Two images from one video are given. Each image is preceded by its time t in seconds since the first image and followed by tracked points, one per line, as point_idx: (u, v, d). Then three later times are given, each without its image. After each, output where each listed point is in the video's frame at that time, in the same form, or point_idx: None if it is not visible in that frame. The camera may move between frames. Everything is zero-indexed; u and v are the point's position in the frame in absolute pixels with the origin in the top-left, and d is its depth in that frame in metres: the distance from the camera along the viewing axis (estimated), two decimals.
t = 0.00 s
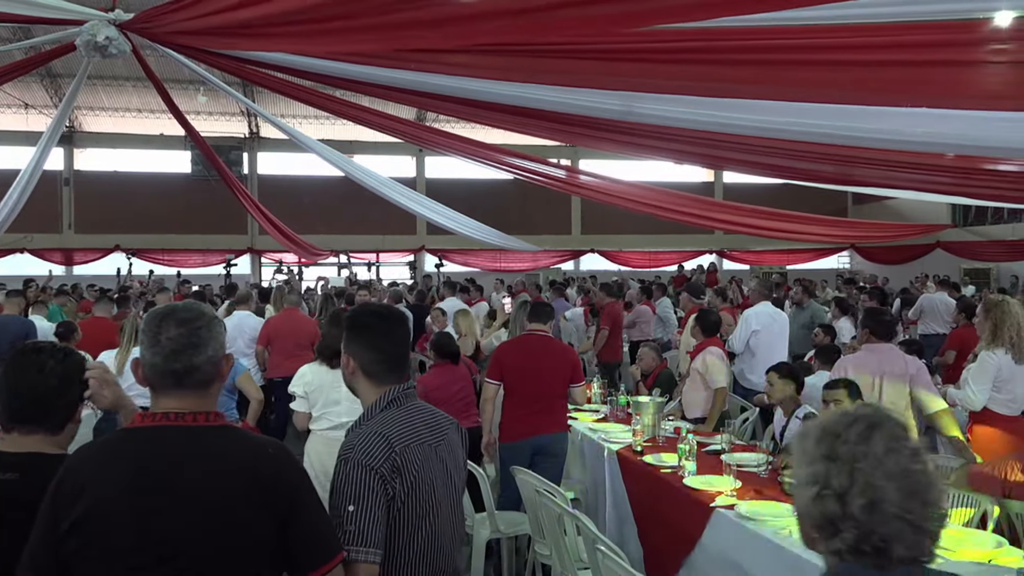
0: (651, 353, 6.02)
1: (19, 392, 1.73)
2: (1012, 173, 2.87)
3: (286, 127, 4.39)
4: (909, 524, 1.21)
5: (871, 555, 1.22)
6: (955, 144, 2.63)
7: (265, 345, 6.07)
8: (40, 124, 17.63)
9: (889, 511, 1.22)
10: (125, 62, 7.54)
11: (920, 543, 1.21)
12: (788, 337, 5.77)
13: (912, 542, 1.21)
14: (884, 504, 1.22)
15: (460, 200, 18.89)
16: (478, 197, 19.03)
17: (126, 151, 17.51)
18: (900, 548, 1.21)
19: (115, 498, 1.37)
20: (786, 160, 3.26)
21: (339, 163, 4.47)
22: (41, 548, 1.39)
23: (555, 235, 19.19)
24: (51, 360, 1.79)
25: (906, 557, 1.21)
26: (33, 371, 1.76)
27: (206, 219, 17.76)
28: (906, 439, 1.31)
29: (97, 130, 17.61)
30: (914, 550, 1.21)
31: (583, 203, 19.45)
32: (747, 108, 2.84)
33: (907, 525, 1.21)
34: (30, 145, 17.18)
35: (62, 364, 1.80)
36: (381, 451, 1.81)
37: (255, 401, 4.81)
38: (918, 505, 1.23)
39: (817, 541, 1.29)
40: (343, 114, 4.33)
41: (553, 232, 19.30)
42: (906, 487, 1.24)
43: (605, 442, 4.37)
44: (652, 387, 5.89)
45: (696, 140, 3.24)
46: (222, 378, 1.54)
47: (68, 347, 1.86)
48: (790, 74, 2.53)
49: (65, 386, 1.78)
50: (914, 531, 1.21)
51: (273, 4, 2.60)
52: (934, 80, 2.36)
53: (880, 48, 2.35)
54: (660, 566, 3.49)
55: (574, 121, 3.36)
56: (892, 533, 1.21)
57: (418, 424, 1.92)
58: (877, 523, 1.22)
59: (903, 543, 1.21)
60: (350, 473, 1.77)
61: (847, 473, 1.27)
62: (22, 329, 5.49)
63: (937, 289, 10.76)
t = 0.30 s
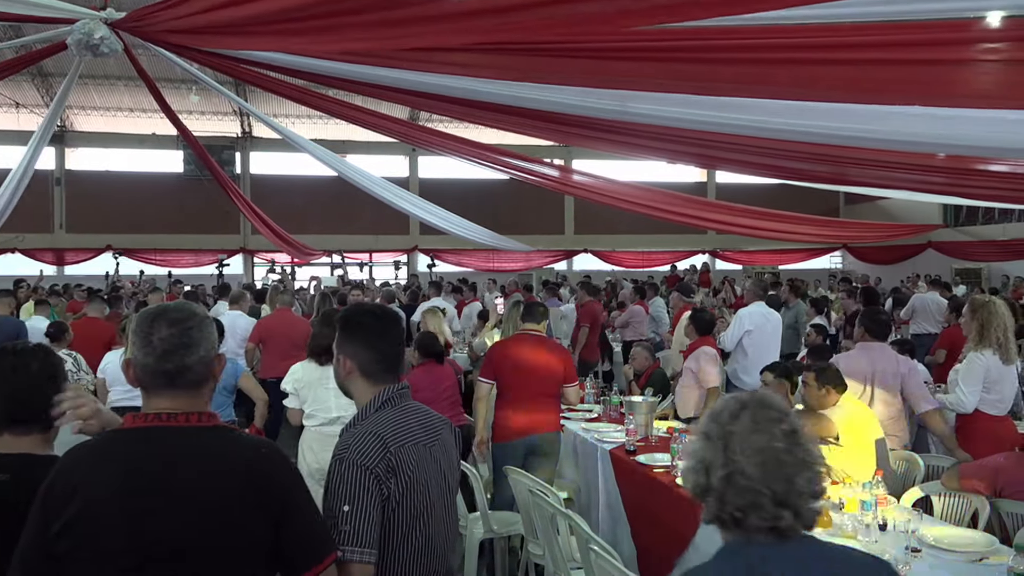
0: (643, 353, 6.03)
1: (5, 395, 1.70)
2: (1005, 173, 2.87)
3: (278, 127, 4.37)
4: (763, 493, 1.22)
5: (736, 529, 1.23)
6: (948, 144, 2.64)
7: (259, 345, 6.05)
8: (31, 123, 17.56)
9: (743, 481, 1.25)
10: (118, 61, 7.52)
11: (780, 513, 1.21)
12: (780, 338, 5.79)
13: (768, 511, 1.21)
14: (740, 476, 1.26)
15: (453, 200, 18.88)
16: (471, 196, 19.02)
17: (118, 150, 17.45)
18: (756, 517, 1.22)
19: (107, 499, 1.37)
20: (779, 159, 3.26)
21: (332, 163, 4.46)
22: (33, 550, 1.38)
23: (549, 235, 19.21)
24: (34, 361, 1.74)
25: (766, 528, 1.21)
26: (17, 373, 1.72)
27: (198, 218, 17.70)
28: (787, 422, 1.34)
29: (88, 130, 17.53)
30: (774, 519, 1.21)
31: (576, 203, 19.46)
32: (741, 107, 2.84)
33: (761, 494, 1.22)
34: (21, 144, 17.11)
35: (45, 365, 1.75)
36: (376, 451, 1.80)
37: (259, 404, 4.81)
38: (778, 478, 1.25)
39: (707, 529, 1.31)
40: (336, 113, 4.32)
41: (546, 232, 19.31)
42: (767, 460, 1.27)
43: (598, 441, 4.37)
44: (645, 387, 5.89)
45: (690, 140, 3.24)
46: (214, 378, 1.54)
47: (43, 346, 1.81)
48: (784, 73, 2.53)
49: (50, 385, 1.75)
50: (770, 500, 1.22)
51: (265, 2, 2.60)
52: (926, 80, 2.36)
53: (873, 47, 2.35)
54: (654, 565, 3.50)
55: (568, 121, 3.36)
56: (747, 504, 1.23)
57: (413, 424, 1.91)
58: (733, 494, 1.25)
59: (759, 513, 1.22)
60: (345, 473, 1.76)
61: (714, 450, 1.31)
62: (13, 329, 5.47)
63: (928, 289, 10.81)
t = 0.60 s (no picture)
0: (634, 353, 6.03)
1: None
2: (994, 173, 2.88)
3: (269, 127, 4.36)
4: (710, 486, 1.47)
5: (690, 517, 1.49)
6: (937, 144, 2.65)
7: (248, 346, 6.02)
8: (20, 123, 17.45)
9: (692, 477, 1.49)
10: (107, 59, 7.48)
11: (725, 501, 1.46)
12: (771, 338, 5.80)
13: (715, 501, 1.46)
14: (690, 472, 1.49)
15: (445, 200, 18.86)
16: (462, 196, 18.99)
17: (107, 150, 17.36)
18: (705, 506, 1.47)
19: (97, 500, 1.36)
20: (768, 160, 3.27)
21: (323, 163, 4.46)
22: (21, 552, 1.37)
23: (540, 235, 19.21)
24: (7, 363, 1.73)
25: (715, 514, 1.47)
26: None
27: (188, 218, 17.63)
28: (723, 419, 1.58)
29: (77, 129, 17.43)
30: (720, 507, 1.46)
31: (568, 203, 19.47)
32: (730, 108, 2.84)
33: (709, 486, 1.47)
34: (9, 144, 17.01)
35: (20, 366, 1.74)
36: (369, 451, 1.80)
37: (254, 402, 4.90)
38: (722, 471, 1.49)
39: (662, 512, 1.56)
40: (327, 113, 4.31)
41: (537, 232, 19.31)
42: (711, 456, 1.51)
43: (589, 441, 4.38)
44: (636, 386, 5.89)
45: (680, 140, 3.25)
46: (203, 378, 1.53)
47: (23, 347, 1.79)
48: (774, 75, 2.54)
49: (27, 386, 1.74)
50: (716, 491, 1.47)
51: (255, 3, 2.60)
52: (915, 81, 2.37)
53: (863, 47, 2.36)
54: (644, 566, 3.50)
55: (558, 121, 3.36)
56: (698, 496, 1.47)
57: (406, 424, 1.91)
58: (686, 488, 1.49)
59: (708, 503, 1.47)
60: (338, 472, 1.76)
61: (666, 452, 1.55)
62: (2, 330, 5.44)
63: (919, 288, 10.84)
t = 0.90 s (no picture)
0: (625, 352, 6.04)
1: None
2: (983, 175, 2.90)
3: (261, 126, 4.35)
4: (656, 469, 1.59)
5: (642, 503, 1.57)
6: (926, 145, 2.66)
7: (238, 347, 5.99)
8: (9, 122, 17.36)
9: (640, 464, 1.60)
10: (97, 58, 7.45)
11: (670, 482, 1.58)
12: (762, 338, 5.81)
13: (663, 481, 1.57)
14: (637, 461, 1.61)
15: (436, 200, 18.83)
16: (454, 196, 18.97)
17: (97, 149, 17.28)
18: (656, 488, 1.57)
19: (87, 499, 1.36)
20: (759, 160, 3.28)
21: (315, 163, 4.45)
22: (11, 551, 1.37)
23: (532, 235, 19.21)
24: None
25: (665, 495, 1.57)
26: None
27: (178, 217, 17.58)
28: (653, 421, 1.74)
29: (67, 128, 17.35)
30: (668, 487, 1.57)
31: (559, 203, 19.48)
32: (721, 109, 2.85)
33: (655, 470, 1.59)
34: None
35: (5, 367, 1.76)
36: (364, 450, 1.80)
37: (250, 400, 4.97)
38: (663, 455, 1.62)
39: (614, 513, 1.64)
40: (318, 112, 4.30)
41: (529, 232, 19.32)
42: (651, 446, 1.64)
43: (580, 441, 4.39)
44: (628, 386, 5.90)
45: (672, 140, 3.25)
46: (193, 379, 1.53)
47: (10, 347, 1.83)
48: (765, 75, 2.54)
49: (12, 387, 1.75)
50: (663, 474, 1.58)
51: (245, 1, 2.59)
52: (905, 82, 2.37)
53: (853, 48, 2.37)
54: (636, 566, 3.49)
55: (549, 120, 3.36)
56: (647, 479, 1.58)
57: (399, 424, 1.91)
58: (636, 475, 1.59)
59: (657, 484, 1.57)
60: (332, 471, 1.76)
61: (611, 451, 1.66)
62: None
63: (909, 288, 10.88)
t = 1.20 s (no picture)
0: (618, 353, 6.05)
1: None
2: (975, 175, 2.90)
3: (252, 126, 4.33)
4: (600, 459, 1.72)
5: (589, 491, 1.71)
6: (918, 145, 2.66)
7: (230, 348, 5.96)
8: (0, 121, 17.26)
9: (586, 454, 1.74)
10: (89, 57, 7.42)
11: (614, 471, 1.70)
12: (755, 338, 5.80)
13: (606, 472, 1.70)
14: (584, 454, 1.75)
15: (430, 200, 18.82)
16: (447, 196, 18.95)
17: (89, 149, 17.19)
18: (600, 478, 1.70)
19: (75, 502, 1.34)
20: (751, 160, 3.28)
21: (308, 162, 4.43)
22: None
23: (525, 235, 19.22)
24: None
25: (607, 484, 1.69)
26: None
27: (170, 217, 17.53)
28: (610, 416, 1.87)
29: (58, 128, 17.25)
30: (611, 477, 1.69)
31: (552, 204, 19.49)
32: (714, 109, 2.85)
33: (599, 461, 1.71)
34: None
35: None
36: (361, 448, 1.80)
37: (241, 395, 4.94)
38: (610, 446, 1.75)
39: (571, 501, 1.78)
40: (310, 112, 4.27)
41: (522, 232, 19.33)
42: (601, 439, 1.77)
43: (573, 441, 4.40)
44: (620, 386, 5.91)
45: (664, 140, 3.25)
46: (183, 379, 1.52)
47: (12, 353, 1.84)
48: (757, 75, 2.54)
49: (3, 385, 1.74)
50: (607, 463, 1.71)
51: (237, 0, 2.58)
52: (898, 82, 2.37)
53: (845, 48, 2.37)
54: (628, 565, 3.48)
55: (542, 120, 3.36)
56: (591, 471, 1.71)
57: (396, 423, 1.90)
58: (582, 466, 1.73)
59: (601, 474, 1.70)
60: (328, 470, 1.75)
61: (565, 443, 1.81)
62: None
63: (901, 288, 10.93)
